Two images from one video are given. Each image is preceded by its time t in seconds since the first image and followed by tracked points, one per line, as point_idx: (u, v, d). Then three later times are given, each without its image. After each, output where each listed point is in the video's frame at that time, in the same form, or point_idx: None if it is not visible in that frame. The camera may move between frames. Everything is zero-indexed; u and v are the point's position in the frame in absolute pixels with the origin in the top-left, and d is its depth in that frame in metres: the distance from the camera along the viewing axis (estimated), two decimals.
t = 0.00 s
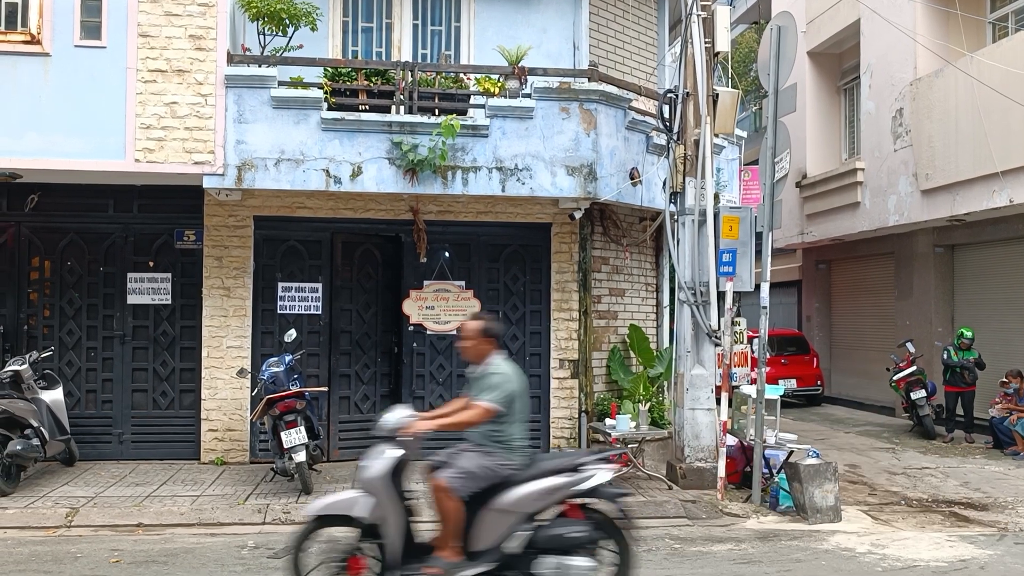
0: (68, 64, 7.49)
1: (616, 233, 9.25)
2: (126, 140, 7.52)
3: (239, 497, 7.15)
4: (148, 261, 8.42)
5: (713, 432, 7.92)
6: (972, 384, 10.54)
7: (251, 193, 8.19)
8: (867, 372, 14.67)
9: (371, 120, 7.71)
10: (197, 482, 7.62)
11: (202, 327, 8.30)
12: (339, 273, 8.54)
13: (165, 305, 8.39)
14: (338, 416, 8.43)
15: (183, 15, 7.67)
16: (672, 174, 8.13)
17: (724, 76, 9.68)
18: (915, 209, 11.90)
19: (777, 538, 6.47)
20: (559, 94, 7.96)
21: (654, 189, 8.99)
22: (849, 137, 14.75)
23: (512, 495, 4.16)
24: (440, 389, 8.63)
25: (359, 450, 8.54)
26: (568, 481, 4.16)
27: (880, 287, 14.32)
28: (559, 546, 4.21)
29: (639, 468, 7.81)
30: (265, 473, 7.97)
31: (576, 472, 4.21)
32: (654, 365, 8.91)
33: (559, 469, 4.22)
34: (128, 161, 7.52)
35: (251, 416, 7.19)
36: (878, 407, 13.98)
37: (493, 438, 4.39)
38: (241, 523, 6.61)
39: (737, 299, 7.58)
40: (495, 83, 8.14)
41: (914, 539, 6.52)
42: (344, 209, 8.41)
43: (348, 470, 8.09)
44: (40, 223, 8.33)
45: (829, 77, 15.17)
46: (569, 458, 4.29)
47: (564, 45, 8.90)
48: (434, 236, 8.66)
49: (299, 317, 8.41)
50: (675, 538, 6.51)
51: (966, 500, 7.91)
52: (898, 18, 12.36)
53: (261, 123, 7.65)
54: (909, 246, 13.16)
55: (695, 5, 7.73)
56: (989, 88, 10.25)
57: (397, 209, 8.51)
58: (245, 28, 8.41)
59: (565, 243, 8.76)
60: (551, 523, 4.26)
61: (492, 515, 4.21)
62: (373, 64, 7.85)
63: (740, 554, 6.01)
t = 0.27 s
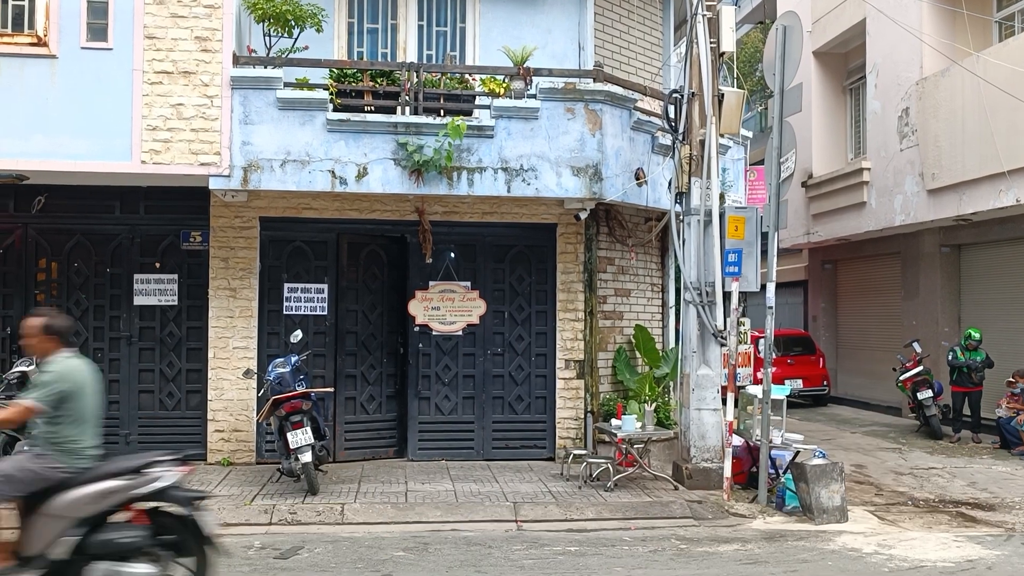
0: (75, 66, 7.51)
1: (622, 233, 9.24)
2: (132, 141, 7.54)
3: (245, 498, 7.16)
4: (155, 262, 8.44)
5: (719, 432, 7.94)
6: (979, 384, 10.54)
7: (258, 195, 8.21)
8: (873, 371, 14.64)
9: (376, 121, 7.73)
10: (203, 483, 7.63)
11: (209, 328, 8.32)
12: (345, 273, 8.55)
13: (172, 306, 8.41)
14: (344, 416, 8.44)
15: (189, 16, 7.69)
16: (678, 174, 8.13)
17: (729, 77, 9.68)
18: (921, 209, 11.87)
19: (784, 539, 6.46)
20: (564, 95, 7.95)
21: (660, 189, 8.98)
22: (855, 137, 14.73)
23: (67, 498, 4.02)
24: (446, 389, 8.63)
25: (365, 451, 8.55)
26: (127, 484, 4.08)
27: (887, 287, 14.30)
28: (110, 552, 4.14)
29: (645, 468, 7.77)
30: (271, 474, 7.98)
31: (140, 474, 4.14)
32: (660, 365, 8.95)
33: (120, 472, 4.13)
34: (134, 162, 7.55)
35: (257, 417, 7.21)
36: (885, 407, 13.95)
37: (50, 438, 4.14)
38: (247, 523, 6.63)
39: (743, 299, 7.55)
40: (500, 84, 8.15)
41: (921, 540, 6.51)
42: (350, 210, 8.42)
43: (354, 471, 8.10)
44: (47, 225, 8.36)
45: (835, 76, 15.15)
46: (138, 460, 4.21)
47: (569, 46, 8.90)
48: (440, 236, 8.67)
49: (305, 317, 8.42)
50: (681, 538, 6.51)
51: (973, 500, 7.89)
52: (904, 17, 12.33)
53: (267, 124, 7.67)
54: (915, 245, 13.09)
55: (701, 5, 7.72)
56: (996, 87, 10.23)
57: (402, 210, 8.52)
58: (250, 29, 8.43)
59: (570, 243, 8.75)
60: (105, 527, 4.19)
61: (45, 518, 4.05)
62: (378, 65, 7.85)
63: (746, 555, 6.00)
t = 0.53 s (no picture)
0: (86, 70, 7.55)
1: (631, 235, 9.24)
2: (144, 145, 7.57)
3: (256, 499, 7.18)
4: (166, 265, 8.47)
5: (730, 434, 7.91)
6: (991, 385, 10.48)
7: (268, 198, 8.23)
8: (884, 372, 14.60)
9: (386, 124, 7.74)
10: (215, 485, 7.66)
11: (220, 330, 8.35)
12: (356, 275, 8.57)
13: (183, 308, 8.44)
14: (355, 418, 8.46)
15: (199, 20, 7.71)
16: (688, 175, 8.12)
17: (739, 78, 9.67)
18: (932, 209, 11.83)
19: (795, 540, 6.44)
20: (574, 96, 7.94)
21: (670, 190, 8.97)
22: (865, 137, 14.69)
23: None
24: (456, 391, 8.64)
25: (376, 452, 8.57)
26: None
27: (897, 287, 14.28)
28: None
29: (656, 470, 7.76)
30: (282, 476, 8.00)
31: None
32: (670, 367, 8.94)
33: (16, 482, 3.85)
34: (145, 165, 7.58)
35: (268, 419, 7.23)
36: (895, 408, 13.91)
37: None
38: (259, 525, 6.65)
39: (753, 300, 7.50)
40: (510, 86, 8.15)
41: (933, 541, 6.48)
42: (360, 212, 8.44)
43: (365, 472, 8.12)
44: (59, 228, 8.40)
45: (845, 76, 15.12)
46: None
47: (578, 47, 8.91)
48: (449, 238, 8.68)
49: (316, 319, 8.44)
50: (692, 540, 6.50)
51: (985, 502, 7.85)
52: (914, 17, 12.30)
53: (278, 127, 7.69)
54: (927, 246, 13.07)
55: (710, 6, 7.71)
56: (1007, 87, 10.18)
57: (412, 212, 8.53)
58: (261, 32, 8.46)
59: (580, 245, 8.76)
60: None
61: None
62: (388, 67, 7.87)
63: (757, 556, 5.99)
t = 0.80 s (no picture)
0: (94, 72, 7.56)
1: (639, 236, 9.23)
2: (151, 147, 7.58)
3: (264, 501, 7.18)
4: (174, 266, 8.48)
5: (738, 435, 7.88)
6: (1000, 385, 10.44)
7: (276, 200, 8.23)
8: (892, 373, 14.57)
9: (393, 125, 7.74)
10: (223, 486, 7.66)
11: (228, 332, 8.35)
12: (363, 277, 8.57)
13: (190, 310, 8.45)
14: (362, 420, 8.47)
15: (207, 22, 7.73)
16: (695, 176, 8.11)
17: (746, 79, 9.66)
18: (940, 209, 11.80)
19: (804, 542, 6.42)
20: (581, 97, 7.94)
21: (677, 191, 8.97)
22: (872, 137, 14.66)
23: None
24: (464, 392, 8.63)
25: (383, 454, 8.57)
26: None
27: (905, 288, 14.25)
28: None
29: (664, 471, 7.76)
30: (290, 477, 8.01)
31: None
32: (679, 368, 8.97)
33: None
34: (153, 167, 7.59)
35: (276, 421, 7.23)
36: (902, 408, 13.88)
37: None
38: (267, 527, 6.65)
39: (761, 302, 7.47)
40: (517, 87, 8.15)
41: (943, 543, 6.46)
42: (367, 214, 8.45)
43: (372, 474, 8.12)
44: (67, 230, 8.42)
45: (852, 76, 15.10)
46: None
47: (585, 48, 8.91)
48: (457, 240, 8.68)
49: (323, 321, 8.45)
50: (700, 541, 6.48)
51: (995, 503, 7.83)
52: (922, 17, 12.29)
53: (285, 129, 7.70)
54: (935, 246, 13.07)
55: (717, 6, 7.70)
56: (1015, 87, 10.17)
57: (419, 213, 8.53)
58: (268, 34, 8.47)
59: (588, 246, 8.76)
60: None
61: None
62: (395, 69, 7.86)
63: (766, 558, 5.98)
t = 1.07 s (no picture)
0: (100, 73, 7.58)
1: (644, 236, 9.22)
2: (157, 148, 7.60)
3: (270, 502, 7.18)
4: (180, 268, 8.50)
5: (744, 435, 7.86)
6: (1008, 386, 10.40)
7: (281, 201, 8.24)
8: (899, 373, 14.53)
9: (398, 126, 7.75)
10: (229, 487, 7.67)
11: (234, 333, 8.37)
12: (369, 277, 8.58)
13: (196, 311, 8.47)
14: (368, 420, 8.47)
15: (212, 24, 7.74)
16: (701, 176, 8.10)
17: (751, 79, 9.65)
18: (947, 209, 11.76)
19: (810, 543, 6.41)
20: (586, 97, 7.94)
21: (682, 192, 8.96)
22: (878, 137, 14.62)
23: None
24: (469, 393, 8.63)
25: (389, 455, 8.57)
26: None
27: (911, 288, 14.20)
28: None
29: (670, 472, 7.72)
30: (295, 478, 8.01)
31: None
32: (684, 368, 8.94)
33: None
34: (159, 169, 7.60)
35: (282, 421, 7.24)
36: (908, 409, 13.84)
37: None
38: (273, 528, 6.66)
39: (767, 302, 7.52)
40: (522, 88, 8.15)
41: (950, 544, 6.43)
42: (372, 215, 8.45)
43: (378, 475, 8.12)
44: (74, 231, 8.44)
45: (858, 76, 15.06)
46: None
47: (591, 49, 8.90)
48: (462, 240, 8.69)
49: (329, 322, 8.46)
50: (706, 542, 6.47)
51: (1002, 504, 7.80)
52: (928, 17, 12.26)
53: (290, 130, 7.71)
54: (941, 246, 13.04)
55: (722, 6, 7.68)
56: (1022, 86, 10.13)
57: (424, 214, 8.53)
58: (273, 35, 8.48)
59: (593, 247, 8.75)
60: None
61: None
62: (400, 70, 7.86)
63: (772, 559, 5.96)
